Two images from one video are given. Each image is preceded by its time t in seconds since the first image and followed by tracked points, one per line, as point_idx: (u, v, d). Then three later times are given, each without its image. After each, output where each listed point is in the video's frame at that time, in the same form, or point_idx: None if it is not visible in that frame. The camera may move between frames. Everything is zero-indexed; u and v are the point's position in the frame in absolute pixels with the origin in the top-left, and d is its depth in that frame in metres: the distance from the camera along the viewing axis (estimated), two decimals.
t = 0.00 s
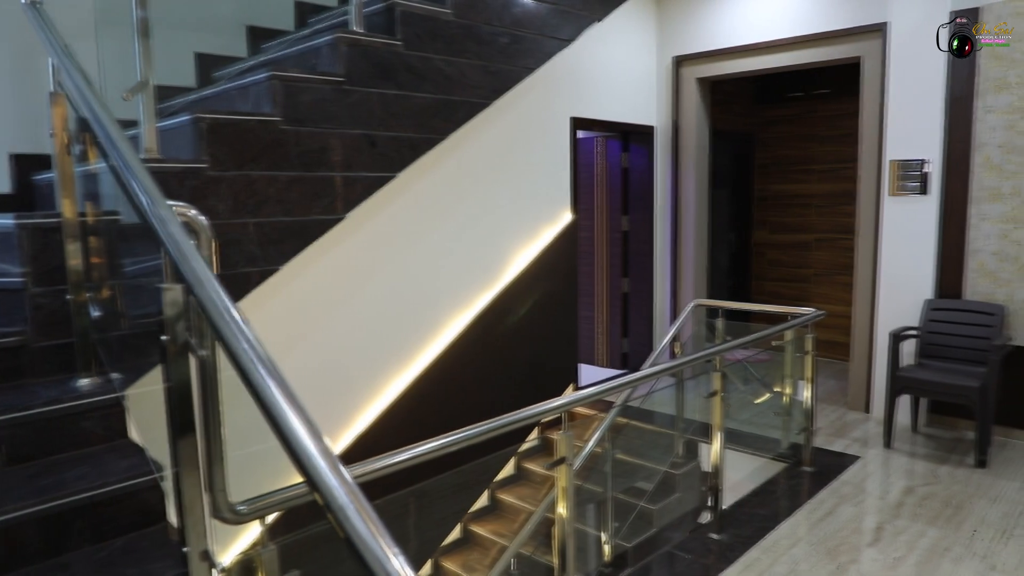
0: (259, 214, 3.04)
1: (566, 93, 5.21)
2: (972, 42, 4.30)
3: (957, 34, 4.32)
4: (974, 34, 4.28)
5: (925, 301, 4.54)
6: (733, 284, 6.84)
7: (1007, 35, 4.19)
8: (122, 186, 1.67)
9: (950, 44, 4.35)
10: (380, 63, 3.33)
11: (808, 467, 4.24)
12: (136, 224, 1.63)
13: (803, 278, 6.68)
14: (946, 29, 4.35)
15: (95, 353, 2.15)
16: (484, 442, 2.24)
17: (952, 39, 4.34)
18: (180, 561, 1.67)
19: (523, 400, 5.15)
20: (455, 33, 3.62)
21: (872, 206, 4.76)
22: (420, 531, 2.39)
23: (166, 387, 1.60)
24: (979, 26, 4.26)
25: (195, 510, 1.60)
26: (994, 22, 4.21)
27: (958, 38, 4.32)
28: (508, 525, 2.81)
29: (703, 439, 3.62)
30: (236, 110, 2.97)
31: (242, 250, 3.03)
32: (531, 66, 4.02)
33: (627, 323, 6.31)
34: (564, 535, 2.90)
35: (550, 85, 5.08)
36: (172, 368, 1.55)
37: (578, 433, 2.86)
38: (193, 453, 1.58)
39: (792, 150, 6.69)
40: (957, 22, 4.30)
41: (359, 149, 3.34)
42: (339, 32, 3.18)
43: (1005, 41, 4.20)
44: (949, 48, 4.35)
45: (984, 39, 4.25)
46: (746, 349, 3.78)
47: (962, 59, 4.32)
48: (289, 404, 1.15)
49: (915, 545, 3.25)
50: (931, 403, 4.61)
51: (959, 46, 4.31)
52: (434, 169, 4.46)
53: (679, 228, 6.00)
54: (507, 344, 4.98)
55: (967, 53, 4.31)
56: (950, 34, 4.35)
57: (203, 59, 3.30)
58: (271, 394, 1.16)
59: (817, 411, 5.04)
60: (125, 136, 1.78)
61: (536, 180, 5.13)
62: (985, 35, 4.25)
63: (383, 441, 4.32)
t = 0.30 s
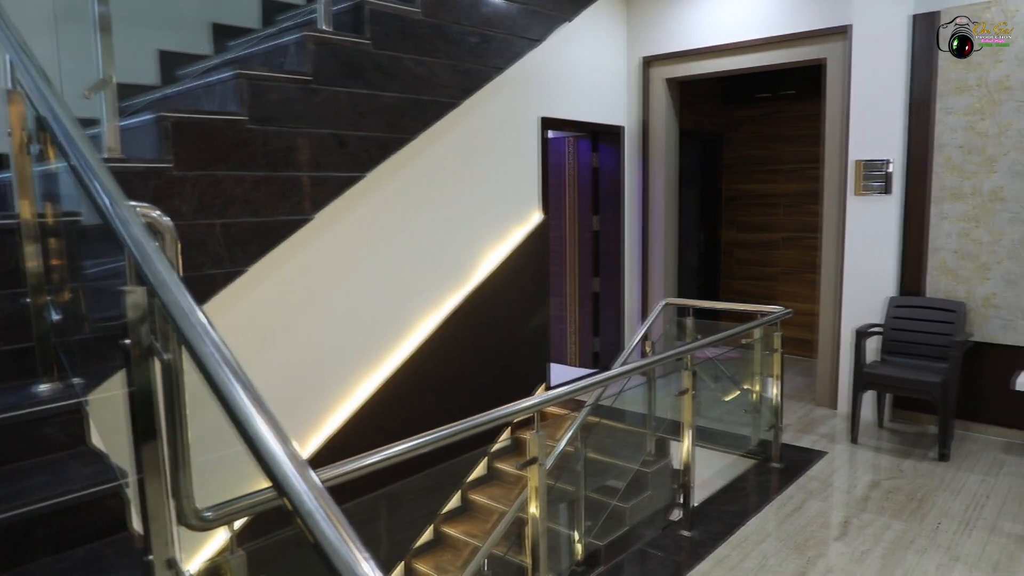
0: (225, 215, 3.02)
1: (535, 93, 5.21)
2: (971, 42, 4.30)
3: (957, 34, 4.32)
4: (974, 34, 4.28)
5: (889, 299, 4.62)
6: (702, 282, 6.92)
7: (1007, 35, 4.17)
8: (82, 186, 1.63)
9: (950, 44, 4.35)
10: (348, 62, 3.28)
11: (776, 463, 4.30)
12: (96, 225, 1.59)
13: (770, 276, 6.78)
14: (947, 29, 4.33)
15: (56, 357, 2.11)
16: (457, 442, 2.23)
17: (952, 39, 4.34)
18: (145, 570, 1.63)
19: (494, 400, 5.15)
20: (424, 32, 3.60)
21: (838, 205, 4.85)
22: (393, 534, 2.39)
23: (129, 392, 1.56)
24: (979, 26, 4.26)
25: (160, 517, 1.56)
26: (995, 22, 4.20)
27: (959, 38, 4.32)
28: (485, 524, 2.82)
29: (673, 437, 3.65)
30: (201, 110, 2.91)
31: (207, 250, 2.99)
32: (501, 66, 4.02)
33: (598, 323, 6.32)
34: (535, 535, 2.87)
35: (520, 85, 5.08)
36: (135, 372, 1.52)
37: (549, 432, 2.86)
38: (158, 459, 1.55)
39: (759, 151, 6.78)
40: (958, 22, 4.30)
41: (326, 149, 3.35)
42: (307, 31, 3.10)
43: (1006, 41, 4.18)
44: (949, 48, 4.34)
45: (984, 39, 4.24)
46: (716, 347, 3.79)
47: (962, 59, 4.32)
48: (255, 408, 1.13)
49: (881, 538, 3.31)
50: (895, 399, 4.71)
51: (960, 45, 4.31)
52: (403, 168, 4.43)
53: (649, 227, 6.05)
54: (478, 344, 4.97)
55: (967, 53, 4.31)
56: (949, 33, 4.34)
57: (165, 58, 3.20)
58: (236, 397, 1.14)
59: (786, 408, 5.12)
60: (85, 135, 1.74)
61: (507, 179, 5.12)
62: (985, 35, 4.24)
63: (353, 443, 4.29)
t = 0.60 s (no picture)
0: (187, 216, 2.95)
1: (502, 93, 5.20)
2: (971, 43, 4.25)
3: (957, 34, 4.28)
4: (973, 33, 4.23)
5: (850, 296, 4.72)
6: (669, 281, 6.98)
7: (1007, 35, 4.12)
8: (35, 186, 1.57)
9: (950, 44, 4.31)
10: (312, 60, 3.23)
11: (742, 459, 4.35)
12: (51, 227, 1.54)
13: (735, 275, 6.87)
14: (947, 29, 4.31)
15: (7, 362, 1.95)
16: (426, 444, 2.21)
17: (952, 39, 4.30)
18: None
19: (463, 401, 5.13)
20: (390, 31, 3.57)
21: (801, 204, 4.93)
22: (360, 534, 2.41)
23: (86, 399, 1.51)
24: (979, 26, 4.20)
25: (119, 525, 1.50)
26: (995, 22, 4.14)
27: (958, 38, 4.28)
28: (453, 526, 2.92)
29: (641, 435, 3.66)
30: (159, 108, 2.84)
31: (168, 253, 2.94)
32: (467, 66, 4.04)
33: (566, 322, 6.35)
34: (504, 535, 2.82)
35: (486, 84, 5.07)
36: (92, 378, 1.46)
37: (517, 433, 2.80)
38: (117, 465, 1.48)
39: (724, 151, 6.86)
40: (958, 22, 4.27)
41: (292, 148, 3.28)
42: (269, 28, 3.03)
43: (1006, 41, 4.13)
44: (949, 48, 4.31)
45: (984, 39, 4.19)
46: (682, 346, 3.83)
47: (962, 59, 4.28)
48: (217, 414, 1.10)
49: (844, 531, 3.37)
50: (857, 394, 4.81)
51: (959, 45, 4.27)
52: (369, 168, 4.39)
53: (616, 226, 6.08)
54: (447, 344, 4.95)
55: (967, 53, 4.26)
56: (949, 34, 4.31)
57: (126, 55, 3.14)
58: (197, 404, 1.11)
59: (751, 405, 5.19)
60: (38, 134, 1.68)
61: (474, 178, 5.10)
62: (985, 35, 4.18)
63: (320, 447, 4.23)
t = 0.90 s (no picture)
0: (147, 218, 2.90)
1: (469, 92, 5.18)
2: (971, 42, 4.21)
3: (956, 34, 4.24)
4: (973, 33, 4.19)
5: (815, 295, 4.79)
6: (636, 281, 7.02)
7: (1007, 35, 4.09)
8: None
9: (950, 44, 4.27)
10: (276, 58, 3.18)
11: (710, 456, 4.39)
12: (2, 230, 1.48)
13: (702, 273, 6.94)
14: (947, 29, 4.26)
15: None
16: (394, 446, 2.18)
17: (952, 39, 4.26)
18: None
19: (431, 402, 5.09)
20: (356, 30, 3.53)
21: (766, 203, 5.01)
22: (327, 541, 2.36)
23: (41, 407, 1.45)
24: (979, 26, 4.17)
25: (76, 537, 1.44)
26: (995, 22, 4.11)
27: (958, 38, 4.24)
28: (423, 526, 2.93)
29: (611, 434, 3.68)
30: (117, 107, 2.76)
31: (128, 256, 2.87)
32: (434, 66, 4.00)
33: (534, 321, 6.34)
34: (475, 535, 2.81)
35: (454, 84, 5.05)
36: (47, 384, 1.41)
37: (487, 433, 2.81)
38: (74, 475, 1.43)
39: (690, 151, 6.93)
40: (958, 22, 4.22)
41: (255, 148, 3.25)
42: (233, 26, 2.96)
43: (1006, 41, 4.10)
44: (949, 48, 4.26)
45: (984, 39, 4.15)
46: (651, 345, 3.86)
47: (962, 59, 4.24)
48: (179, 420, 1.07)
49: (810, 526, 3.43)
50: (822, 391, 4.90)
51: (960, 45, 4.23)
52: (334, 168, 4.33)
53: (584, 226, 6.10)
54: (415, 346, 4.91)
55: (967, 53, 4.23)
56: (949, 34, 4.26)
57: (80, 51, 3.02)
58: (158, 411, 1.07)
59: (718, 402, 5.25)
60: None
61: (440, 179, 5.06)
62: (985, 35, 4.15)
63: (286, 451, 4.17)
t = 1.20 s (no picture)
0: (103, 219, 2.82)
1: (434, 92, 5.14)
2: (971, 43, 4.14)
3: (956, 34, 4.18)
4: (973, 34, 4.12)
5: (778, 293, 4.86)
6: (602, 280, 7.06)
7: (1007, 35, 4.02)
8: None
9: (949, 44, 4.21)
10: (237, 56, 3.10)
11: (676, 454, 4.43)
12: None
13: (668, 273, 7.00)
14: (946, 29, 4.21)
15: None
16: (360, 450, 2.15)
17: (951, 39, 4.20)
18: None
19: (398, 404, 5.05)
20: (320, 27, 3.48)
21: (730, 202, 5.07)
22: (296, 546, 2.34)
23: None
24: (979, 26, 4.11)
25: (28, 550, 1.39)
26: (995, 22, 4.06)
27: (958, 38, 4.17)
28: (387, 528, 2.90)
29: (577, 433, 3.70)
30: (70, 105, 2.68)
31: (83, 258, 2.79)
32: (399, 64, 3.91)
33: (501, 321, 6.33)
34: (443, 538, 2.75)
35: (419, 83, 5.01)
36: None
37: (454, 434, 2.79)
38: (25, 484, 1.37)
39: (655, 151, 6.99)
40: (957, 22, 4.17)
41: (215, 147, 3.20)
42: (190, 23, 2.90)
43: (1006, 41, 4.02)
44: (950, 48, 4.21)
45: (984, 39, 4.08)
46: (618, 344, 3.89)
47: (962, 60, 4.17)
48: (135, 427, 1.03)
49: (774, 521, 3.48)
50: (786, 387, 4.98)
51: (959, 45, 4.16)
52: (298, 168, 4.26)
53: (550, 226, 6.11)
54: (380, 347, 4.86)
55: (967, 53, 4.16)
56: (949, 34, 4.21)
57: (34, 47, 2.95)
58: (113, 418, 1.03)
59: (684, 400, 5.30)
60: None
61: (405, 178, 5.01)
62: (985, 35, 4.08)
63: (249, 455, 4.10)
